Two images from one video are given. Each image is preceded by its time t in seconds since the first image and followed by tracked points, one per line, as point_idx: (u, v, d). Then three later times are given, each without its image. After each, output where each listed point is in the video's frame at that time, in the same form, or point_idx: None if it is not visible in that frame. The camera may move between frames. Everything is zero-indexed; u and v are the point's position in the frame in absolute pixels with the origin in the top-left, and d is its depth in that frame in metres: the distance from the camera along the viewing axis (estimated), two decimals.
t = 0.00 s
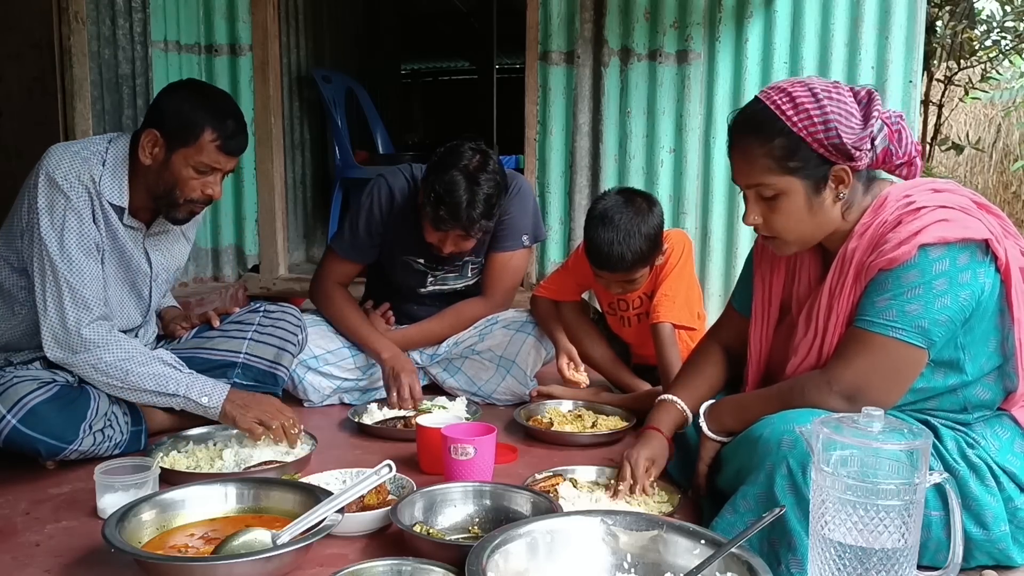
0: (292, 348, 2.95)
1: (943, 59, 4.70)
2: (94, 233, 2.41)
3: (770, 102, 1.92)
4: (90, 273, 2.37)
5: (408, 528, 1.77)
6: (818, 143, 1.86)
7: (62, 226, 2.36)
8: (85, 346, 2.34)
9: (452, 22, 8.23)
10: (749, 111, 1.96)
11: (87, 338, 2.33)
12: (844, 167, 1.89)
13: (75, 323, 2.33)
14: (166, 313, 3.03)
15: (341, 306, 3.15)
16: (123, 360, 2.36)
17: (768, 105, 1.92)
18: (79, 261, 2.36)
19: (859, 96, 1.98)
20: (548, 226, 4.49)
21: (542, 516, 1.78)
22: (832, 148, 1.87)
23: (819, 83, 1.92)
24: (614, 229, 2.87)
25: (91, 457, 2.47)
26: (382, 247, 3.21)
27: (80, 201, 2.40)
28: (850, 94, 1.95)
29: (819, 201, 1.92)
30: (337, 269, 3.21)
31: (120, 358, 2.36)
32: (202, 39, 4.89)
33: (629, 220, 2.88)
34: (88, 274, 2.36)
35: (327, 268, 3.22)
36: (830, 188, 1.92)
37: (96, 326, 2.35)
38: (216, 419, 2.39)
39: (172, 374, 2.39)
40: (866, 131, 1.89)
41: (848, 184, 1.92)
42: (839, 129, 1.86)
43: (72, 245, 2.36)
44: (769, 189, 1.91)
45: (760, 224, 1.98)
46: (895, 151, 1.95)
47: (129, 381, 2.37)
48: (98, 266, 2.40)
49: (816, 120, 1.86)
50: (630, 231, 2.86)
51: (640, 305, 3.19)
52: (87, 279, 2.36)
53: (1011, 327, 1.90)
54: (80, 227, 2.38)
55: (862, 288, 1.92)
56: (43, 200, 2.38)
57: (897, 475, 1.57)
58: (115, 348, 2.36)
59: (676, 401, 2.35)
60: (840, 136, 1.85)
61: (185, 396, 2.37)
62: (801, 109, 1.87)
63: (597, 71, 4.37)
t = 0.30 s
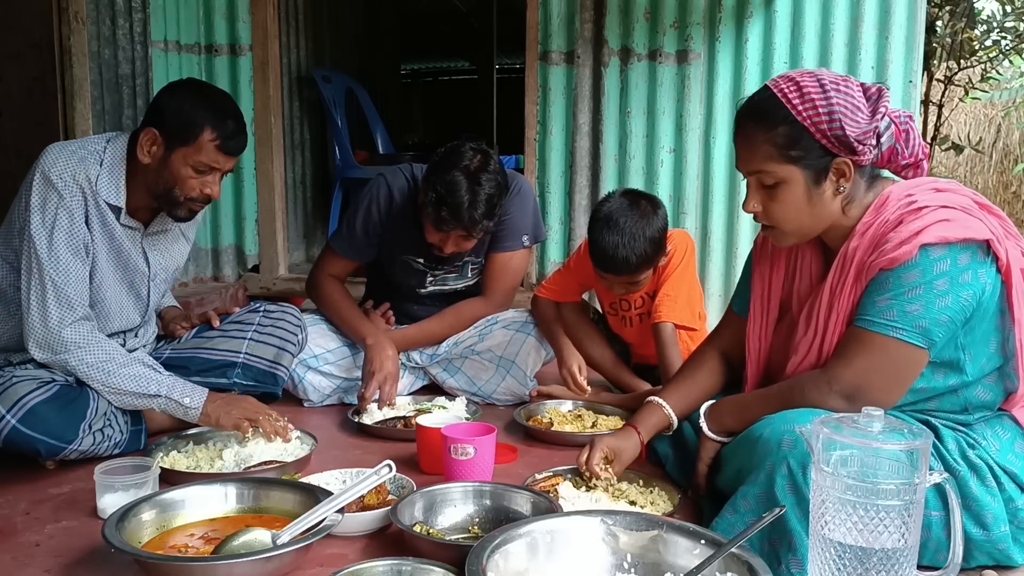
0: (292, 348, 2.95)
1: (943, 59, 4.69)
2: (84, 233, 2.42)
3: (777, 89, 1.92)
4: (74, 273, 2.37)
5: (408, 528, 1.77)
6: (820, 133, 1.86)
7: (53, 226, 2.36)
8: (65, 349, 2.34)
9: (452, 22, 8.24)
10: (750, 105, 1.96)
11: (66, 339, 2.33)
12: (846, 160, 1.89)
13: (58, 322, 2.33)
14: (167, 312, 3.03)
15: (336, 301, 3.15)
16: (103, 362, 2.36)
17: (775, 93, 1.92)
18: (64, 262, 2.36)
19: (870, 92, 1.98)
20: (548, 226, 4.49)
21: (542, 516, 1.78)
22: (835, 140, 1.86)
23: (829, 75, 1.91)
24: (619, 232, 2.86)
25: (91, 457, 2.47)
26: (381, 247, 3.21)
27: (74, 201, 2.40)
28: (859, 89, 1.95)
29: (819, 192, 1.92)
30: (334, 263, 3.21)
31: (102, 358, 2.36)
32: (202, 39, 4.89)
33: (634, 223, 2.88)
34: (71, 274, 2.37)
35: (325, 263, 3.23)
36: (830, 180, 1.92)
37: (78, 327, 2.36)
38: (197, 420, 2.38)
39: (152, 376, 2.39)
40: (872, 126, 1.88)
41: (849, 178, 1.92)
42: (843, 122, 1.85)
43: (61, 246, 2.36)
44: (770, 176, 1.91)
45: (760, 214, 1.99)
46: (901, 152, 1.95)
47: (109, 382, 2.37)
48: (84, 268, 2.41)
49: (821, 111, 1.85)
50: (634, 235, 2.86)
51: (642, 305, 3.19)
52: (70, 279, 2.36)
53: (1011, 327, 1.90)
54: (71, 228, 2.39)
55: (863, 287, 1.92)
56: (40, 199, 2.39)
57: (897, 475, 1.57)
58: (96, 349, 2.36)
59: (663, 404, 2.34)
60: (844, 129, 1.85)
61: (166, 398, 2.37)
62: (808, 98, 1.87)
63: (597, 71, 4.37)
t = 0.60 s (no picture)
0: (292, 348, 2.96)
1: (943, 59, 4.69)
2: (85, 233, 2.41)
3: (775, 97, 1.92)
4: (79, 271, 2.36)
5: (408, 528, 1.77)
6: (820, 139, 1.85)
7: (55, 225, 2.36)
8: (70, 347, 2.31)
9: (451, 22, 8.25)
10: (751, 105, 1.96)
11: (72, 336, 2.31)
12: (848, 163, 1.89)
13: (62, 320, 2.31)
14: (166, 312, 3.03)
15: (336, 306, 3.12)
16: (110, 361, 2.33)
17: (773, 99, 1.92)
18: (67, 260, 2.35)
19: (868, 91, 1.97)
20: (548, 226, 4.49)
21: (542, 516, 1.78)
22: (835, 145, 1.86)
23: (825, 78, 1.90)
24: (626, 233, 2.86)
25: (91, 457, 2.48)
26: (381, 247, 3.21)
27: (74, 200, 2.40)
28: (856, 89, 1.94)
29: (822, 197, 1.92)
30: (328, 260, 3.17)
31: (108, 356, 2.33)
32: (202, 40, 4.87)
33: (641, 224, 2.87)
34: (76, 272, 2.36)
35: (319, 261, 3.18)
36: (833, 183, 1.92)
37: (84, 324, 2.33)
38: (205, 420, 2.34)
39: (159, 375, 2.36)
40: (871, 129, 1.88)
41: (852, 180, 1.92)
42: (842, 127, 1.84)
43: (63, 244, 2.36)
44: (771, 184, 1.92)
45: (764, 219, 1.98)
46: (900, 148, 1.95)
47: (117, 381, 2.34)
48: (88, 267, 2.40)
49: (820, 116, 1.85)
50: (641, 235, 2.86)
51: (644, 304, 3.19)
52: (75, 277, 2.35)
53: (1010, 328, 1.90)
54: (73, 227, 2.38)
55: (862, 288, 1.92)
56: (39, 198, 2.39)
57: (897, 475, 1.57)
58: (102, 348, 2.33)
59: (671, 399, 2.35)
60: (844, 134, 1.84)
61: (173, 398, 2.34)
62: (806, 105, 1.86)
63: (597, 71, 4.37)
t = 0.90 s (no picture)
0: (292, 348, 2.95)
1: (943, 59, 4.69)
2: (92, 233, 2.41)
3: (771, 103, 1.92)
4: (88, 270, 2.36)
5: (408, 527, 1.77)
6: (819, 146, 1.86)
7: (60, 225, 2.35)
8: (84, 347, 2.29)
9: (451, 22, 8.25)
10: (752, 108, 1.96)
11: (91, 334, 2.29)
12: (847, 168, 1.89)
13: (78, 318, 2.30)
14: (166, 312, 3.03)
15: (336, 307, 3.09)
16: (124, 362, 2.31)
17: (770, 107, 1.92)
18: (74, 260, 2.34)
19: (861, 93, 1.96)
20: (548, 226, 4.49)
21: (542, 516, 1.78)
22: (835, 151, 1.86)
23: (820, 82, 1.91)
24: (633, 233, 2.86)
25: (91, 457, 2.48)
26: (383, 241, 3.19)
27: (77, 199, 2.39)
28: (851, 92, 1.94)
29: (822, 201, 1.92)
30: (339, 259, 3.12)
31: (122, 358, 2.31)
32: (202, 39, 4.89)
33: (649, 224, 2.88)
34: (86, 272, 2.35)
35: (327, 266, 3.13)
36: (833, 188, 1.92)
37: (100, 325, 2.32)
38: (214, 429, 2.31)
39: (173, 382, 2.31)
40: (868, 131, 1.88)
41: (852, 184, 1.92)
42: (840, 132, 1.85)
43: (69, 244, 2.35)
44: (772, 192, 1.91)
45: (764, 225, 1.98)
46: (896, 148, 1.94)
47: (129, 385, 2.31)
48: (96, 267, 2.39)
49: (818, 123, 1.85)
50: (648, 236, 2.86)
51: (648, 304, 3.19)
52: (85, 276, 2.34)
53: (1010, 326, 1.90)
54: (77, 227, 2.38)
55: (862, 288, 1.92)
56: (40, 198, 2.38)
57: (897, 475, 1.58)
58: (117, 350, 2.31)
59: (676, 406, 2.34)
60: (843, 138, 1.85)
61: (184, 405, 2.29)
62: (804, 111, 1.87)
63: (597, 72, 4.37)
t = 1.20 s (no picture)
0: (292, 348, 2.95)
1: (943, 59, 4.69)
2: (87, 233, 2.41)
3: (783, 100, 1.91)
4: (83, 270, 2.36)
5: (408, 527, 1.77)
6: (830, 145, 1.86)
7: (58, 224, 2.35)
8: (77, 347, 2.29)
9: (451, 22, 8.25)
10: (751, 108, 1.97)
11: (83, 335, 2.29)
12: (857, 168, 1.89)
13: (71, 318, 2.30)
14: (166, 312, 3.03)
15: (336, 305, 3.11)
16: (116, 363, 2.30)
17: (782, 104, 1.91)
18: (71, 260, 2.35)
19: (871, 93, 1.96)
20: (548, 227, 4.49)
21: (542, 516, 1.78)
22: (846, 151, 1.86)
23: (833, 81, 1.90)
24: (636, 233, 2.86)
25: (91, 456, 2.48)
26: (382, 242, 3.21)
27: (75, 199, 2.39)
28: (862, 92, 1.94)
29: (830, 202, 1.93)
30: (335, 261, 3.17)
31: (115, 359, 2.31)
32: (202, 39, 4.89)
33: (652, 225, 2.88)
34: (81, 272, 2.35)
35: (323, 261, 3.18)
36: (841, 188, 1.93)
37: (92, 325, 2.32)
38: (206, 432, 2.29)
39: (165, 383, 2.31)
40: (880, 132, 1.88)
41: (859, 185, 1.93)
42: (853, 132, 1.85)
43: (67, 244, 2.35)
44: (780, 189, 1.91)
45: (770, 222, 1.98)
46: (902, 150, 1.94)
47: (121, 386, 2.30)
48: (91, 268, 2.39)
49: (831, 122, 1.85)
50: (652, 236, 2.86)
51: (650, 305, 3.19)
52: (80, 276, 2.34)
53: (1012, 328, 1.90)
54: (75, 226, 2.38)
55: (863, 288, 1.92)
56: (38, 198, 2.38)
57: (897, 475, 1.57)
58: (109, 350, 2.31)
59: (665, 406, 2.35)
60: (855, 139, 1.85)
61: (176, 407, 2.28)
62: (818, 110, 1.86)
63: (597, 72, 4.37)
